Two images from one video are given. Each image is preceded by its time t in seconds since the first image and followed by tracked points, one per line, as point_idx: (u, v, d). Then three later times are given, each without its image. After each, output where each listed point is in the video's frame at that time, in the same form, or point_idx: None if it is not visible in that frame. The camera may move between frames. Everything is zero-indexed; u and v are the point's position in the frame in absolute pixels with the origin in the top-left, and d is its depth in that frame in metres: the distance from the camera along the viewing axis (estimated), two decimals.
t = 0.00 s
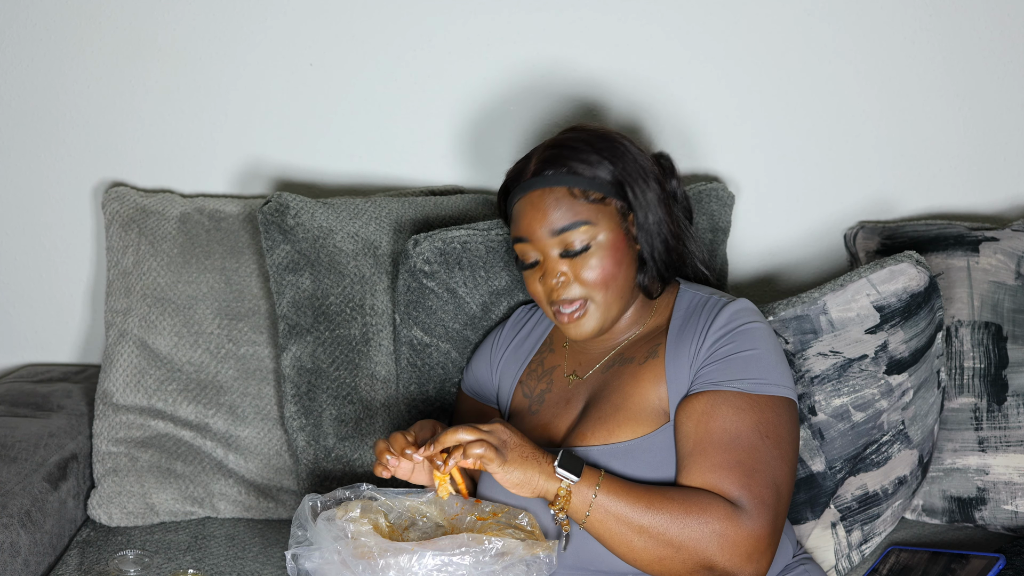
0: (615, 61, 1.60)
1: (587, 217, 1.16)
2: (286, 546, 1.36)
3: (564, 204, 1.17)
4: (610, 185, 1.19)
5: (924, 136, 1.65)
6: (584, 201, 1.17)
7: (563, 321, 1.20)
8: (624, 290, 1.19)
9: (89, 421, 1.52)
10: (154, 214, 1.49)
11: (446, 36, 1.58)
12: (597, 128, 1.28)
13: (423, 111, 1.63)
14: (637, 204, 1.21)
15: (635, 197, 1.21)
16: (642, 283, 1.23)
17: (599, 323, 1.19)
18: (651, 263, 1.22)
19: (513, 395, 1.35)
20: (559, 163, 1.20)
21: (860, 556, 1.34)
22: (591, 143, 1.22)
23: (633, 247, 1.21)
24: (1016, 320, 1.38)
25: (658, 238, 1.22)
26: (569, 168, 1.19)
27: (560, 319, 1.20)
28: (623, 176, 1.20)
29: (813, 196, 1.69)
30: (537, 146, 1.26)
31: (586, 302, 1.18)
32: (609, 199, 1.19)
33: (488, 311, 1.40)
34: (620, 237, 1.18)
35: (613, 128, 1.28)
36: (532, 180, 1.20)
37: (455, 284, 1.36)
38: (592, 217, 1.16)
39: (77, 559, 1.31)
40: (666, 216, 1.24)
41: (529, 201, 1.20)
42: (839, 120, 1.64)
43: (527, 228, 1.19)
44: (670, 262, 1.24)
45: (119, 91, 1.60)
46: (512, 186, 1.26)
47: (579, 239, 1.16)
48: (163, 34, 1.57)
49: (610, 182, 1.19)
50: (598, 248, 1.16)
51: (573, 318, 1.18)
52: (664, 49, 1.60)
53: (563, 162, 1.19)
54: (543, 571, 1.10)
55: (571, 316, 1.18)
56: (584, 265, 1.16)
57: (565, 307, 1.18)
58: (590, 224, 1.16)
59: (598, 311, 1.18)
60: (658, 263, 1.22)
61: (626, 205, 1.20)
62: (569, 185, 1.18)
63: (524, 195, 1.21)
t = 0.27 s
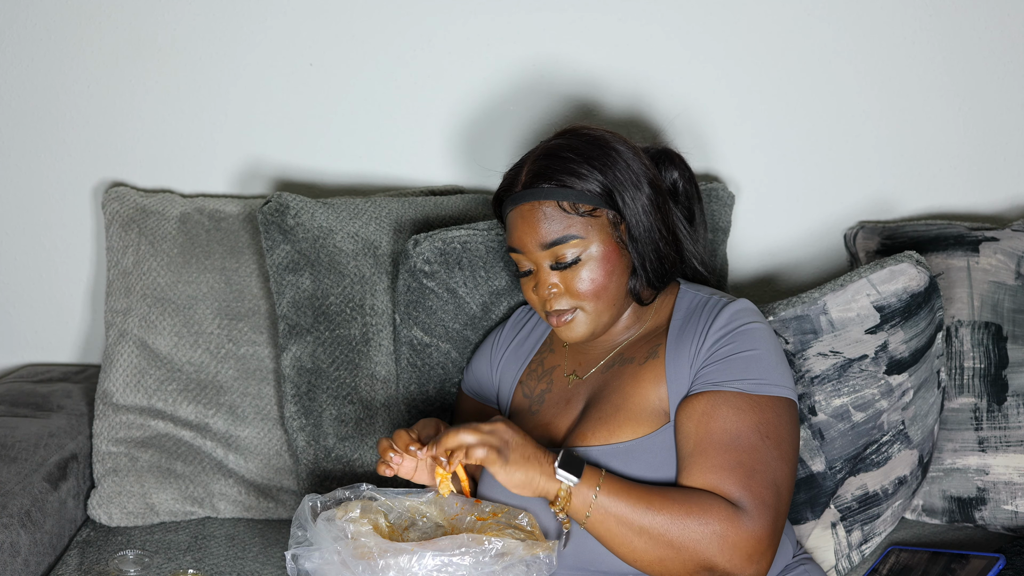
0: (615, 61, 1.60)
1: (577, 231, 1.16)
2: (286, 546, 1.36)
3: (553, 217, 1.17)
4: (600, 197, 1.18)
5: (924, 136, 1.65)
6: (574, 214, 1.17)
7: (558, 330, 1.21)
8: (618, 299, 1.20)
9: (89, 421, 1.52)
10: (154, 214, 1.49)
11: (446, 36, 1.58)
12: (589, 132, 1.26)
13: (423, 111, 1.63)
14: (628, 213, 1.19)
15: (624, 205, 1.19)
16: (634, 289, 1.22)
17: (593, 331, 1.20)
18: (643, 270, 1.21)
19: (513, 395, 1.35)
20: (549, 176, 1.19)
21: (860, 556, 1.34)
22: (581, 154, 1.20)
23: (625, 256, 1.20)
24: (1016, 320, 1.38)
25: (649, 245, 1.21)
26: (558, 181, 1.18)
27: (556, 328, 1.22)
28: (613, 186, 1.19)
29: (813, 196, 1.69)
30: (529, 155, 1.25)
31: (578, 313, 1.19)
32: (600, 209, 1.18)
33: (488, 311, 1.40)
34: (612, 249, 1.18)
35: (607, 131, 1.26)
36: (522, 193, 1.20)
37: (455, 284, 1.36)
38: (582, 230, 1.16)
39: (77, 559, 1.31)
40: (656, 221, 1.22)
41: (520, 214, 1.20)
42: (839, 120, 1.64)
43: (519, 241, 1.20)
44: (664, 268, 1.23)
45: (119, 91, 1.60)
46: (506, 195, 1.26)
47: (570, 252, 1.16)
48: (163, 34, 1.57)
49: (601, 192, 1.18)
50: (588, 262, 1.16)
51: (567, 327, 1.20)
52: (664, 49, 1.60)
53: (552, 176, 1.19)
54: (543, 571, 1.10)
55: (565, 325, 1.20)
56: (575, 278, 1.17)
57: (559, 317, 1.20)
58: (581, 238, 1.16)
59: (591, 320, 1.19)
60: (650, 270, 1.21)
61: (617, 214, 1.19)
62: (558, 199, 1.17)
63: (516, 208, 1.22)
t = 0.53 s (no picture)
0: (615, 61, 1.61)
1: (575, 232, 1.16)
2: (285, 546, 1.36)
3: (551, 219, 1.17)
4: (598, 198, 1.18)
5: (923, 136, 1.65)
6: (571, 215, 1.16)
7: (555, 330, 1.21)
8: (614, 301, 1.20)
9: (89, 421, 1.52)
10: (154, 214, 1.49)
11: (446, 36, 1.58)
12: (586, 132, 1.25)
13: (423, 111, 1.63)
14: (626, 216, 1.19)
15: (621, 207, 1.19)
16: (631, 290, 1.22)
17: (589, 333, 1.20)
18: (641, 272, 1.21)
19: (513, 395, 1.35)
20: (547, 178, 1.19)
21: (860, 556, 1.34)
22: (579, 157, 1.20)
23: (623, 258, 1.20)
24: (1016, 320, 1.38)
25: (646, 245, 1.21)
26: (556, 183, 1.18)
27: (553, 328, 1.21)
28: (611, 188, 1.19)
29: (812, 196, 1.69)
30: (528, 156, 1.25)
31: (575, 314, 1.19)
32: (598, 211, 1.18)
33: (488, 311, 1.40)
34: (609, 251, 1.18)
35: (604, 131, 1.26)
36: (520, 194, 1.20)
37: (455, 284, 1.36)
38: (580, 231, 1.16)
39: (77, 559, 1.31)
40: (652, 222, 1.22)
41: (517, 215, 1.20)
42: (839, 120, 1.64)
43: (517, 242, 1.20)
44: (661, 269, 1.23)
45: (119, 91, 1.60)
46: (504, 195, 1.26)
47: (567, 253, 1.16)
48: (164, 34, 1.57)
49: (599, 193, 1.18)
50: (586, 263, 1.16)
51: (564, 329, 1.20)
52: (664, 49, 1.60)
53: (550, 177, 1.18)
54: (542, 571, 1.10)
55: (562, 326, 1.20)
56: (572, 280, 1.16)
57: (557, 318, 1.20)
58: (578, 240, 1.16)
59: (587, 322, 1.19)
60: (647, 271, 1.22)
61: (615, 216, 1.19)
62: (555, 201, 1.17)
63: (513, 209, 1.21)
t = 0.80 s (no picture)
0: (614, 62, 1.60)
1: (585, 210, 1.17)
2: (286, 546, 1.36)
3: (564, 196, 1.18)
4: (612, 182, 1.19)
5: (923, 136, 1.65)
6: (584, 195, 1.18)
7: (562, 311, 1.21)
8: (621, 286, 1.19)
9: (89, 421, 1.52)
10: (154, 214, 1.49)
11: (446, 36, 1.58)
12: (611, 126, 1.28)
13: (423, 110, 1.63)
14: (639, 204, 1.20)
15: (634, 195, 1.19)
16: (639, 281, 1.22)
17: (595, 315, 1.20)
18: (648, 262, 1.21)
19: (518, 393, 1.34)
20: (563, 158, 1.20)
21: (860, 556, 1.34)
22: (599, 142, 1.22)
23: (632, 244, 1.20)
24: (1016, 320, 1.38)
25: (654, 237, 1.21)
26: (572, 162, 1.19)
27: (560, 310, 1.21)
28: (626, 174, 1.20)
29: (813, 196, 1.69)
30: (549, 141, 1.27)
31: (582, 295, 1.18)
32: (610, 194, 1.19)
33: (490, 310, 1.40)
34: (618, 233, 1.18)
35: (628, 128, 1.28)
36: (536, 172, 1.22)
37: (457, 283, 1.36)
38: (590, 210, 1.17)
39: (77, 559, 1.31)
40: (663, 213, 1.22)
41: (532, 192, 1.21)
42: (839, 120, 1.64)
43: (529, 219, 1.21)
44: (669, 263, 1.23)
45: (118, 91, 1.60)
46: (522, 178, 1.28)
47: (576, 230, 1.16)
48: (163, 34, 1.56)
49: (615, 177, 1.19)
50: (594, 242, 1.16)
51: (571, 309, 1.20)
52: (664, 50, 1.60)
53: (567, 157, 1.20)
54: (542, 571, 1.11)
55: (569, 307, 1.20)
56: (580, 258, 1.16)
57: (563, 298, 1.20)
58: (588, 217, 1.16)
59: (593, 304, 1.19)
60: (655, 263, 1.21)
61: (628, 200, 1.19)
62: (570, 178, 1.18)
63: (529, 187, 1.23)
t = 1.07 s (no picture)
0: (614, 62, 1.60)
1: (583, 215, 1.16)
2: (285, 546, 1.36)
3: (562, 203, 1.18)
4: (608, 185, 1.18)
5: (923, 136, 1.65)
6: (581, 200, 1.17)
7: (566, 317, 1.21)
8: (623, 288, 1.20)
9: (89, 420, 1.52)
10: (154, 214, 1.49)
11: (446, 36, 1.58)
12: (602, 126, 1.28)
13: (423, 110, 1.63)
14: (635, 205, 1.20)
15: (630, 196, 1.19)
16: (639, 281, 1.21)
17: (599, 319, 1.20)
18: (648, 261, 1.21)
19: (518, 394, 1.34)
20: (558, 164, 1.20)
21: (860, 556, 1.34)
22: (592, 145, 1.22)
23: (631, 246, 1.20)
24: (1016, 320, 1.38)
25: (652, 237, 1.21)
26: (567, 167, 1.19)
27: (564, 315, 1.21)
28: (621, 176, 1.20)
29: (813, 196, 1.69)
30: (542, 145, 1.27)
31: (585, 299, 1.18)
32: (607, 196, 1.19)
33: (490, 311, 1.41)
34: (618, 235, 1.18)
35: (619, 127, 1.28)
36: (532, 179, 1.21)
37: (457, 284, 1.36)
38: (588, 215, 1.16)
39: (77, 559, 1.31)
40: (660, 213, 1.22)
41: (529, 200, 1.21)
42: (839, 120, 1.64)
43: (528, 227, 1.20)
44: (668, 262, 1.23)
45: (119, 91, 1.60)
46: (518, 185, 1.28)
47: (576, 236, 1.16)
48: (163, 34, 1.56)
49: (610, 179, 1.19)
50: (594, 246, 1.16)
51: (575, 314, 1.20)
52: (664, 50, 1.60)
53: (561, 162, 1.20)
54: (542, 572, 1.11)
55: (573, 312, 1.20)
56: (581, 264, 1.16)
57: (567, 303, 1.20)
58: (586, 222, 1.16)
59: (597, 307, 1.19)
60: (654, 262, 1.21)
61: (624, 202, 1.19)
62: (566, 184, 1.18)
63: (526, 194, 1.23)
